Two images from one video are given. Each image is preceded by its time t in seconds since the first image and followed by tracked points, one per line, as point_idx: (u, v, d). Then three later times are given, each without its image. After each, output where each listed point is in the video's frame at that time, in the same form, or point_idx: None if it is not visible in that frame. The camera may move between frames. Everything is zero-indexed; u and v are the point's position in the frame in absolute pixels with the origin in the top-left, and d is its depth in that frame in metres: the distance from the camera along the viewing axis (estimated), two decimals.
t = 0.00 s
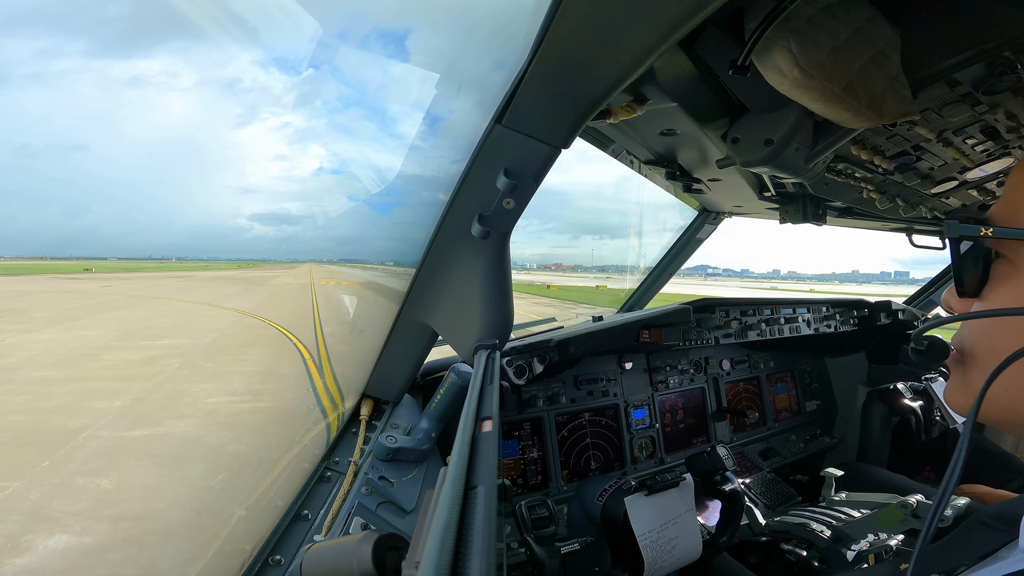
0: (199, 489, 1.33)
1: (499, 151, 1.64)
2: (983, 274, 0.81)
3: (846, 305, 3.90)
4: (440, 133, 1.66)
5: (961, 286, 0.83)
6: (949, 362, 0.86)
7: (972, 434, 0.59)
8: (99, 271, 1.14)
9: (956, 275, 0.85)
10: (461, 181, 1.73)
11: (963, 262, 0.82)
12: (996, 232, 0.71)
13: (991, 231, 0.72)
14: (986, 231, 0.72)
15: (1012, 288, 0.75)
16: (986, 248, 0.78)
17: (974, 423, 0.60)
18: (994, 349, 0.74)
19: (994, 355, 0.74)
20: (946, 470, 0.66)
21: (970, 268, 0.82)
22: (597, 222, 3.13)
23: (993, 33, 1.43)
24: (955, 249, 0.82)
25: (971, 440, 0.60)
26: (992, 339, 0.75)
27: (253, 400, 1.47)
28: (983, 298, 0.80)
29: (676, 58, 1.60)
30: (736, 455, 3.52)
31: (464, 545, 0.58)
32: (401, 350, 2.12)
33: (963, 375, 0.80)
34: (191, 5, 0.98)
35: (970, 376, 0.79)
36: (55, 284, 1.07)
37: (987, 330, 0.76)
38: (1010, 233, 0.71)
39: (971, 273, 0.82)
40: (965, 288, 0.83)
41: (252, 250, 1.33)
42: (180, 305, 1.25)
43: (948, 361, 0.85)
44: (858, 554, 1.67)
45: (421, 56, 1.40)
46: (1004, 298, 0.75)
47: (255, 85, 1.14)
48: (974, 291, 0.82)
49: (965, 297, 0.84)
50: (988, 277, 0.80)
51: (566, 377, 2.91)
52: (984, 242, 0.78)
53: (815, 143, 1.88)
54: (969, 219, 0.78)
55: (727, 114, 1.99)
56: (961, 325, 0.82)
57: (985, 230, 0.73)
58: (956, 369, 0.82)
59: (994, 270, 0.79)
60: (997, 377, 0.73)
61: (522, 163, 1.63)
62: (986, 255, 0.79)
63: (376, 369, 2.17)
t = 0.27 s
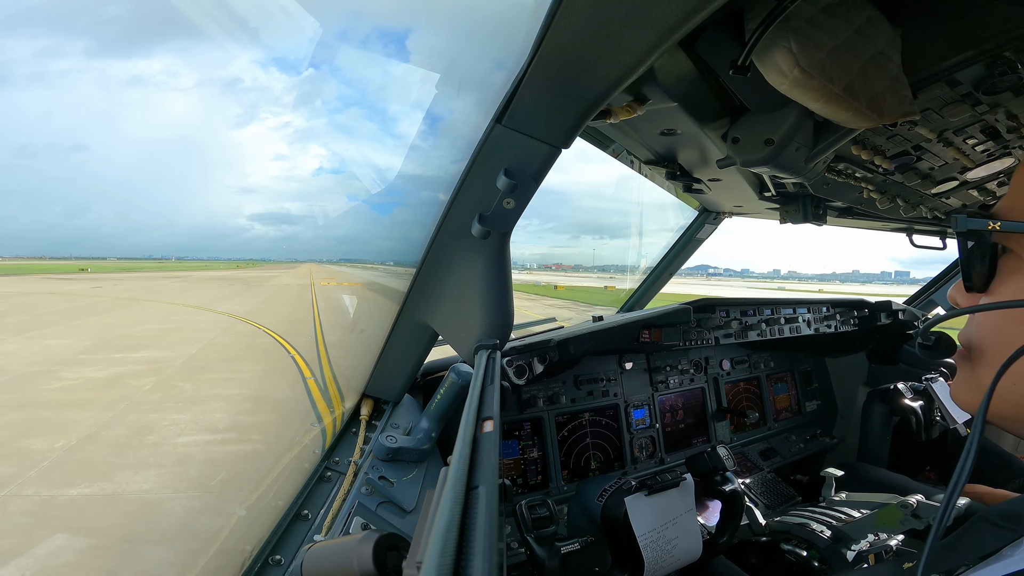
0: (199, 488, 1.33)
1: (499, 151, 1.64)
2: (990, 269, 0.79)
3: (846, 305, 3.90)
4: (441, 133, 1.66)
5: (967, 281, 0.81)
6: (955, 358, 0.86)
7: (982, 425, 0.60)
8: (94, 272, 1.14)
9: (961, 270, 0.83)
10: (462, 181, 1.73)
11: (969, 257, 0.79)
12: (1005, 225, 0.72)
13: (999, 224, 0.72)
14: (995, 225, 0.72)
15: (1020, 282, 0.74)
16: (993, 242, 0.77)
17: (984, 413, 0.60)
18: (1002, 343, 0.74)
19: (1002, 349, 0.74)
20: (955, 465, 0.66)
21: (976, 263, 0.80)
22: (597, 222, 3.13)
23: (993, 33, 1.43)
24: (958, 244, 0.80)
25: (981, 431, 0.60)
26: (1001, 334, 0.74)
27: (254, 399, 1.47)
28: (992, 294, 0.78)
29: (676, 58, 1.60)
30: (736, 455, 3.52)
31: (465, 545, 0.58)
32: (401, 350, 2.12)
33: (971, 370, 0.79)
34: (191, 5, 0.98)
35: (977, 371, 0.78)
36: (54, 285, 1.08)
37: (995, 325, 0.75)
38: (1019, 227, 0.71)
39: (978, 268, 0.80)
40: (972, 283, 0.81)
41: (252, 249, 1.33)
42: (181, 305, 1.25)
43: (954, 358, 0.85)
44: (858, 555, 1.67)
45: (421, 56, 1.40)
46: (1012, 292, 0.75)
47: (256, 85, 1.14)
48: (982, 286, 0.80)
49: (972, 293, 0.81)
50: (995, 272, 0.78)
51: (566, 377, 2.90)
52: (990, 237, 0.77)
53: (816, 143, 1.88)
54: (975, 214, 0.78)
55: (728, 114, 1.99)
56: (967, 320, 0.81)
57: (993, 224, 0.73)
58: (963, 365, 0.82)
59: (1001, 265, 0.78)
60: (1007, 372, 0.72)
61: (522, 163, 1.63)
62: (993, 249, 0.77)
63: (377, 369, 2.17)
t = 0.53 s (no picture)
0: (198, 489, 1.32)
1: (499, 153, 1.64)
2: (993, 268, 0.79)
3: (846, 306, 3.90)
4: (440, 134, 1.66)
5: (972, 279, 0.81)
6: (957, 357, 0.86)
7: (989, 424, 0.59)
8: (88, 274, 1.11)
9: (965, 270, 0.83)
10: (461, 183, 1.73)
11: (973, 256, 0.80)
12: (1011, 225, 0.71)
13: (1005, 224, 0.72)
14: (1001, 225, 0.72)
15: None
16: (998, 242, 0.77)
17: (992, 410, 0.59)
18: (1007, 342, 0.74)
19: (1008, 347, 0.74)
20: (961, 463, 0.66)
21: (981, 262, 0.80)
22: (596, 223, 3.13)
23: (992, 35, 1.43)
24: (963, 240, 0.80)
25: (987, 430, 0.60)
26: (1006, 333, 0.74)
27: (254, 401, 1.47)
28: (996, 293, 0.78)
29: (675, 60, 1.61)
30: (736, 457, 3.51)
31: (464, 546, 0.58)
32: (401, 352, 2.12)
33: (974, 368, 0.80)
34: (192, 6, 0.98)
35: (981, 370, 0.79)
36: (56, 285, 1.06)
37: (1001, 325, 0.75)
38: None
39: (982, 267, 0.80)
40: (975, 282, 0.81)
41: (252, 251, 1.32)
42: (181, 305, 1.25)
43: (955, 357, 0.85)
44: (857, 556, 1.67)
45: (421, 58, 1.40)
46: (1017, 291, 0.75)
47: (256, 86, 1.14)
48: (986, 284, 0.80)
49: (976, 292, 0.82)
50: (999, 271, 0.79)
51: (566, 379, 2.90)
52: (995, 236, 0.77)
53: (815, 145, 1.88)
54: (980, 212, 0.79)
55: (727, 116, 1.99)
56: (970, 319, 0.81)
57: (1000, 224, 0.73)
58: (966, 364, 0.82)
59: (1006, 264, 0.78)
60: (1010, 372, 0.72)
61: (522, 165, 1.63)
62: (997, 249, 0.78)
63: (376, 370, 2.17)
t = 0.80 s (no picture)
0: (200, 489, 1.32)
1: (499, 152, 1.64)
2: (997, 264, 0.79)
3: (846, 306, 3.90)
4: (441, 134, 1.66)
5: (976, 275, 0.81)
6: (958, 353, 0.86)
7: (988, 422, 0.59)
8: (83, 272, 1.11)
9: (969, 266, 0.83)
10: (461, 183, 1.73)
11: (978, 251, 0.80)
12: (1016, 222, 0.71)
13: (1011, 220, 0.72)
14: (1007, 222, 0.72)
15: None
16: (1002, 238, 0.77)
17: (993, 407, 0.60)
18: (1009, 339, 0.74)
19: (1010, 344, 0.74)
20: (963, 461, 0.66)
21: (985, 258, 0.80)
22: (597, 223, 3.13)
23: (993, 34, 1.43)
24: (968, 236, 0.80)
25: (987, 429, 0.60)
26: (1009, 330, 0.74)
27: (253, 401, 1.47)
28: (999, 289, 0.78)
29: (675, 59, 1.61)
30: (736, 456, 3.51)
31: (464, 546, 0.58)
32: (401, 351, 2.12)
33: (974, 364, 0.80)
34: (191, 5, 0.98)
35: (981, 366, 0.79)
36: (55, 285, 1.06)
37: (1004, 322, 0.75)
38: None
39: (986, 263, 0.80)
40: (979, 278, 0.81)
41: (252, 250, 1.32)
42: (181, 306, 1.25)
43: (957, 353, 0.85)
44: (858, 555, 1.67)
45: (421, 57, 1.40)
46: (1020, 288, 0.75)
47: (256, 86, 1.14)
48: (989, 281, 0.80)
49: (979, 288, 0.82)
50: (1003, 268, 0.79)
51: (566, 378, 2.90)
52: (1000, 233, 0.77)
53: (815, 144, 1.88)
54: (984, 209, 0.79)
55: (727, 115, 1.99)
56: (973, 316, 0.81)
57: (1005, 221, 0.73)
58: (967, 360, 0.82)
59: (1010, 261, 0.78)
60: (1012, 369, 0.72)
61: (522, 164, 1.63)
62: (1001, 245, 0.78)
63: (376, 370, 2.17)
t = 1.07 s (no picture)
0: (200, 488, 1.33)
1: (499, 152, 1.64)
2: (998, 266, 0.79)
3: (846, 306, 3.90)
4: (441, 134, 1.66)
5: (976, 277, 0.81)
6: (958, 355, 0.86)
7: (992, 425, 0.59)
8: (79, 272, 1.10)
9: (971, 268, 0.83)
10: (461, 182, 1.73)
11: (979, 254, 0.80)
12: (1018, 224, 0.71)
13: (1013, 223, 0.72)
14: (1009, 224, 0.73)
15: None
16: (1003, 241, 0.77)
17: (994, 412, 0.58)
18: (1011, 343, 0.74)
19: (1011, 347, 0.73)
20: (961, 462, 0.66)
21: (985, 261, 0.80)
22: (597, 223, 3.13)
23: (993, 33, 1.43)
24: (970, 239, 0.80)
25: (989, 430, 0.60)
26: (1010, 333, 0.74)
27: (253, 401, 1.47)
28: (1001, 292, 0.78)
29: (675, 59, 1.61)
30: (736, 456, 3.51)
31: (464, 546, 0.58)
32: (401, 351, 2.12)
33: (975, 367, 0.80)
34: (191, 5, 0.98)
35: (982, 368, 0.78)
36: (56, 285, 1.07)
37: (1004, 325, 0.75)
38: None
39: (986, 265, 0.80)
40: (980, 280, 0.81)
41: (252, 250, 1.32)
42: (182, 305, 1.25)
43: (958, 356, 0.85)
44: (858, 555, 1.67)
45: (421, 57, 1.40)
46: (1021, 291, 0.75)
47: (256, 86, 1.14)
48: (990, 284, 0.80)
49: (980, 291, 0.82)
50: (1004, 270, 0.79)
51: (566, 378, 2.90)
52: (1001, 235, 0.77)
53: (815, 144, 1.88)
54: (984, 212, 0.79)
55: (727, 115, 1.99)
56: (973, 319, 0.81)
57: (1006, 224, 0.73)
58: (968, 362, 0.82)
59: (1010, 264, 0.78)
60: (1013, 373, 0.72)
61: (522, 164, 1.63)
62: (1003, 248, 0.78)
63: (376, 370, 2.17)
